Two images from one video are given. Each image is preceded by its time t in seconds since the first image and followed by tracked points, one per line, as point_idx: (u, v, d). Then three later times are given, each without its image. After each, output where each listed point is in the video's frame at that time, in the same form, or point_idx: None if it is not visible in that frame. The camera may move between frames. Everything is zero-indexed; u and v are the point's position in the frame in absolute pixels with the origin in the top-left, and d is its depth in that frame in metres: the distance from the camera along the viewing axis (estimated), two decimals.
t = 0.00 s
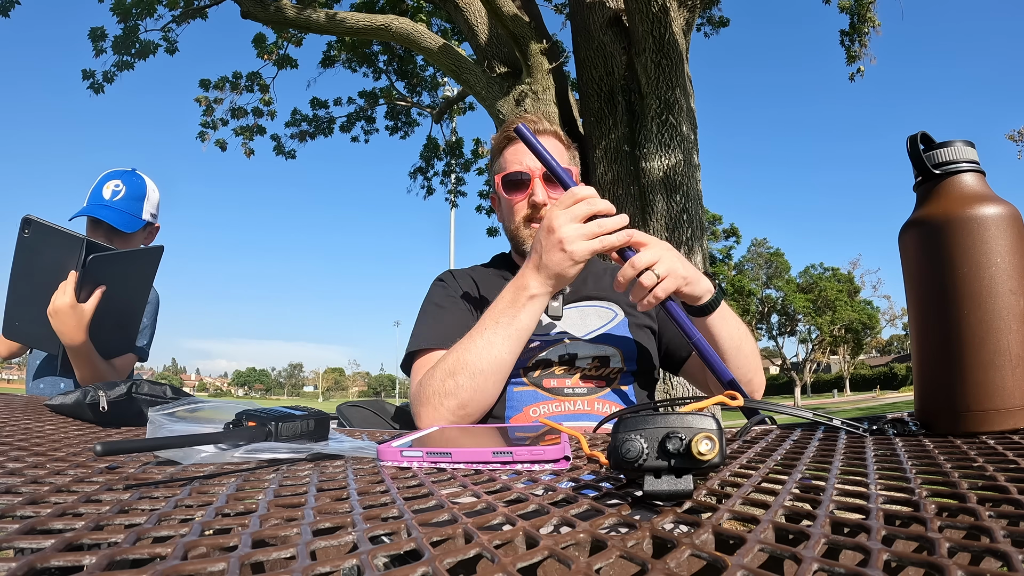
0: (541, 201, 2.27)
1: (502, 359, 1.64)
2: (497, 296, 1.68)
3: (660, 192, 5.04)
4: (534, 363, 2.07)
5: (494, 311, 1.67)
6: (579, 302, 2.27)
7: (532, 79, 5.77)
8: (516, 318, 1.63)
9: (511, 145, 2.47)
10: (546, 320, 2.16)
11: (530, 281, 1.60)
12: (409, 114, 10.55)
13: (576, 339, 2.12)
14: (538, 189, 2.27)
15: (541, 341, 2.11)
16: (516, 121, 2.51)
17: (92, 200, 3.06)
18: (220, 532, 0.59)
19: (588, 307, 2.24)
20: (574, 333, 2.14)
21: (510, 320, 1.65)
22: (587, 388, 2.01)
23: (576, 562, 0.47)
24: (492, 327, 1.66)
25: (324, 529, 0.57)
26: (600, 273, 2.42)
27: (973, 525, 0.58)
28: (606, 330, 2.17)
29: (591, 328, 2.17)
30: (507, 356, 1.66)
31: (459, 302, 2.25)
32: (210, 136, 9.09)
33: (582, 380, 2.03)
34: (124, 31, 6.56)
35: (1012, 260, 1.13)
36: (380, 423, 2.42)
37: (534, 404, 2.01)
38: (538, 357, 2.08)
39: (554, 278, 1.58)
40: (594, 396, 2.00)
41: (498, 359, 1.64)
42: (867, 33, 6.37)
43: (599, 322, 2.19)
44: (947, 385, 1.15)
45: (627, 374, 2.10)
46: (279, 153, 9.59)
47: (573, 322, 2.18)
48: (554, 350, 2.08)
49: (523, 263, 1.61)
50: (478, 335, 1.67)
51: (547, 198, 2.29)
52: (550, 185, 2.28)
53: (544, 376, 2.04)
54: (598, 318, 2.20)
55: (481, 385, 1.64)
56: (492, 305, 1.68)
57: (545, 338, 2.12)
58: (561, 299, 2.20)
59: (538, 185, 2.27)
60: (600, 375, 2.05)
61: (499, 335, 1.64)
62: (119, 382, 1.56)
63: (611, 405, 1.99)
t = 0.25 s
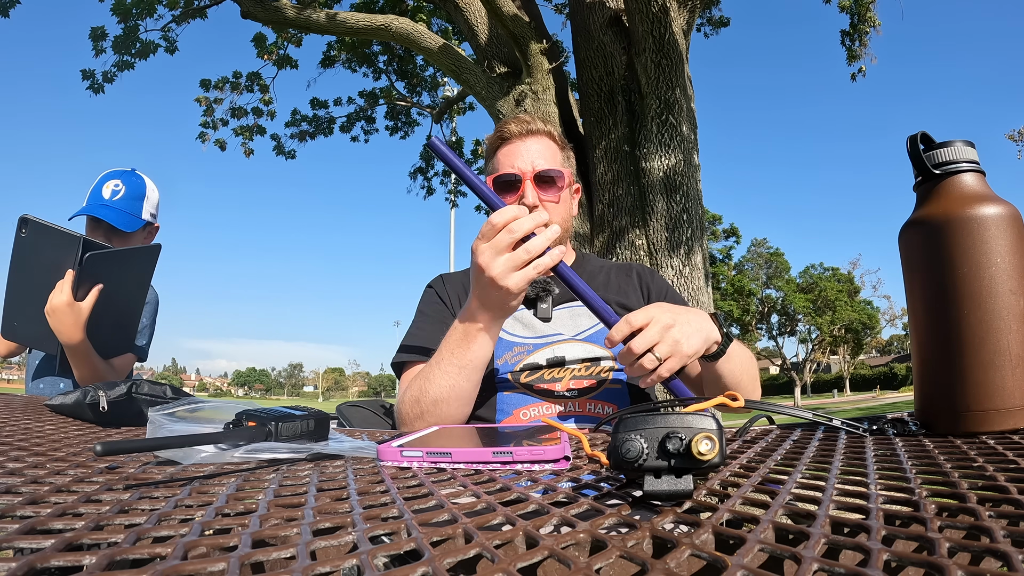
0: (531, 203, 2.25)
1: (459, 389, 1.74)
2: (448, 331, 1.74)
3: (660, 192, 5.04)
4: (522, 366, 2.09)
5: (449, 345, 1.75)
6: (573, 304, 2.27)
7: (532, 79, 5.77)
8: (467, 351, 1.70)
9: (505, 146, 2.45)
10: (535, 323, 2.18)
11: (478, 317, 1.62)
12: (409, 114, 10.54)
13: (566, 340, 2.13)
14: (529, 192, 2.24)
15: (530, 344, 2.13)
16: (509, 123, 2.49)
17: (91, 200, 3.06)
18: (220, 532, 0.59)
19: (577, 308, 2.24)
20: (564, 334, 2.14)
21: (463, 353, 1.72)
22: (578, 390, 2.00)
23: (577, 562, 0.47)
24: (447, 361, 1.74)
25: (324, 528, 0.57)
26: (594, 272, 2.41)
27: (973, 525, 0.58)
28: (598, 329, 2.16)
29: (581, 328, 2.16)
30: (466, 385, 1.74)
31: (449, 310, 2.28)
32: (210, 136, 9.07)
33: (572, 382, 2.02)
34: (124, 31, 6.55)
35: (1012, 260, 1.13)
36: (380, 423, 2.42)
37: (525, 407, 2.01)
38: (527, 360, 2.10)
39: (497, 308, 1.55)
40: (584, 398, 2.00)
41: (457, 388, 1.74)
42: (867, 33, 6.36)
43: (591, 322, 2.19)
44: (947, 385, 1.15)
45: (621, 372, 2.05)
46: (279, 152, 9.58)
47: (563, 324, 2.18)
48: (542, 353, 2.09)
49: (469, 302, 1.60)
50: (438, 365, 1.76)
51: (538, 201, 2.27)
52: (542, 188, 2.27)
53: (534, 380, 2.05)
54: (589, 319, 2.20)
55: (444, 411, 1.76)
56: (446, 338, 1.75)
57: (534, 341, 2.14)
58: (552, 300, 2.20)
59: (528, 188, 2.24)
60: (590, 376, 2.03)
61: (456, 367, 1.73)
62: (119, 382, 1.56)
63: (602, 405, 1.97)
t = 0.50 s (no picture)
0: (530, 206, 2.29)
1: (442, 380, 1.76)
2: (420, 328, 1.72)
3: (660, 192, 5.04)
4: (521, 368, 2.09)
5: (423, 343, 1.75)
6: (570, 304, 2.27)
7: (532, 79, 5.77)
8: (442, 344, 1.72)
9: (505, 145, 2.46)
10: (534, 324, 2.18)
11: (444, 304, 1.57)
12: (409, 114, 10.54)
13: (565, 341, 2.12)
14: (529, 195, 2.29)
15: (529, 346, 2.13)
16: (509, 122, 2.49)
17: (91, 199, 3.05)
18: (220, 532, 0.59)
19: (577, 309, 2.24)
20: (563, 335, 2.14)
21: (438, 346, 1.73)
22: (577, 393, 1.99)
23: (577, 562, 0.47)
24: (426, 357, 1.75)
25: (324, 528, 0.57)
26: (594, 271, 2.41)
27: (973, 525, 0.58)
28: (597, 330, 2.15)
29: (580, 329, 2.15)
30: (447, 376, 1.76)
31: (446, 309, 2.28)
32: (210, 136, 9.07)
33: (572, 385, 2.01)
34: (124, 31, 6.56)
35: (1012, 260, 1.13)
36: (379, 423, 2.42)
37: (524, 411, 2.01)
38: (526, 362, 2.10)
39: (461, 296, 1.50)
40: (584, 401, 1.99)
41: (439, 381, 1.76)
42: (867, 33, 6.36)
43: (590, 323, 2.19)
44: (947, 385, 1.15)
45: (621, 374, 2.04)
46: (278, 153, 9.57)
47: (563, 324, 2.17)
48: (542, 355, 2.10)
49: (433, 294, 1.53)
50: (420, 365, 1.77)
51: (538, 203, 2.30)
52: (542, 190, 2.30)
53: (533, 384, 2.05)
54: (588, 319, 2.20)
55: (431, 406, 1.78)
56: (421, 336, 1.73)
57: (534, 343, 2.14)
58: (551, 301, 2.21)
59: (528, 190, 2.29)
60: (590, 378, 2.02)
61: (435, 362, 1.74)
62: (119, 382, 1.56)
63: (602, 409, 1.98)
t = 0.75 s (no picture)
0: (536, 208, 2.28)
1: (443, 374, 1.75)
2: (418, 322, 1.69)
3: (660, 192, 5.05)
4: (521, 368, 2.09)
5: (421, 339, 1.74)
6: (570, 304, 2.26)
7: (532, 79, 5.77)
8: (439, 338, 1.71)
9: (512, 144, 2.46)
10: (534, 324, 2.18)
11: (443, 291, 1.52)
12: (409, 115, 10.54)
13: (565, 342, 2.11)
14: (535, 196, 2.28)
15: (529, 346, 2.13)
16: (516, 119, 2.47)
17: (94, 200, 3.06)
18: (220, 532, 0.59)
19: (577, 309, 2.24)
20: (564, 335, 2.14)
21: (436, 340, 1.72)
22: (577, 394, 2.00)
23: (576, 562, 0.47)
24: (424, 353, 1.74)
25: (324, 529, 0.57)
26: (594, 271, 2.40)
27: (973, 525, 0.58)
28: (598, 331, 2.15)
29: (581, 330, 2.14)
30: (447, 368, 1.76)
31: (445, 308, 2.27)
32: (211, 136, 9.07)
33: (572, 387, 2.02)
34: (124, 31, 6.56)
35: (1012, 260, 1.13)
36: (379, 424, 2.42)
37: (524, 412, 2.01)
38: (526, 362, 2.10)
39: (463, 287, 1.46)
40: (584, 402, 2.00)
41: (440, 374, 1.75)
42: (867, 33, 6.36)
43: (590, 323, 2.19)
44: (947, 385, 1.15)
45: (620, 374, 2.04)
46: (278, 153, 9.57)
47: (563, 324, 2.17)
48: (542, 355, 2.10)
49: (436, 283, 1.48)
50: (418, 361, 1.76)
51: (543, 205, 2.30)
52: (547, 192, 2.30)
53: (533, 385, 2.05)
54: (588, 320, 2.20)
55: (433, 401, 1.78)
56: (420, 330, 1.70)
57: (535, 342, 2.14)
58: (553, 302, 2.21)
59: (533, 191, 2.28)
60: (590, 379, 2.03)
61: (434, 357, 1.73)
62: (119, 382, 1.56)
63: (601, 410, 1.98)
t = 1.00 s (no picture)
0: (530, 200, 2.27)
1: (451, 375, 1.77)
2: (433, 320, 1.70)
3: (660, 192, 5.05)
4: (521, 368, 2.09)
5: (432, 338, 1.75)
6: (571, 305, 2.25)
7: (532, 79, 5.77)
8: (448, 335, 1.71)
9: (512, 140, 2.47)
10: (535, 324, 2.17)
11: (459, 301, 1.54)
12: (409, 115, 10.54)
13: (565, 343, 2.11)
14: (530, 188, 2.27)
15: (529, 346, 2.13)
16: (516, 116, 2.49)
17: (93, 199, 3.06)
18: (220, 532, 0.59)
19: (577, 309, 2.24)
20: (563, 335, 2.13)
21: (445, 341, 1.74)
22: (576, 396, 2.01)
23: (577, 562, 0.47)
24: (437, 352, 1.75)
25: (324, 528, 0.57)
26: (595, 271, 2.40)
27: (973, 525, 0.58)
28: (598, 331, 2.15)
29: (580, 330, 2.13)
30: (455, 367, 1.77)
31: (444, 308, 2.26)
32: (211, 136, 9.06)
33: (572, 388, 2.02)
34: (124, 31, 6.55)
35: (1012, 260, 1.13)
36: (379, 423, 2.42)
37: (523, 413, 2.02)
38: (526, 362, 2.09)
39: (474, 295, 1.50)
40: (583, 404, 2.00)
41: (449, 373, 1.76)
42: (867, 34, 6.37)
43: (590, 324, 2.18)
44: (947, 384, 1.15)
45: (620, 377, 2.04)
46: (279, 153, 9.57)
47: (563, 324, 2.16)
48: (542, 356, 2.10)
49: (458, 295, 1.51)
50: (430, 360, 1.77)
51: (538, 198, 2.29)
52: (544, 185, 2.28)
53: (532, 385, 2.05)
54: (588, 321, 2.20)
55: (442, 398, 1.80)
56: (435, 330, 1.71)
57: (535, 343, 2.14)
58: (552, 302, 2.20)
59: (529, 183, 2.27)
60: (590, 380, 2.03)
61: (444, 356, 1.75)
62: (119, 382, 1.56)
63: (601, 412, 1.98)
